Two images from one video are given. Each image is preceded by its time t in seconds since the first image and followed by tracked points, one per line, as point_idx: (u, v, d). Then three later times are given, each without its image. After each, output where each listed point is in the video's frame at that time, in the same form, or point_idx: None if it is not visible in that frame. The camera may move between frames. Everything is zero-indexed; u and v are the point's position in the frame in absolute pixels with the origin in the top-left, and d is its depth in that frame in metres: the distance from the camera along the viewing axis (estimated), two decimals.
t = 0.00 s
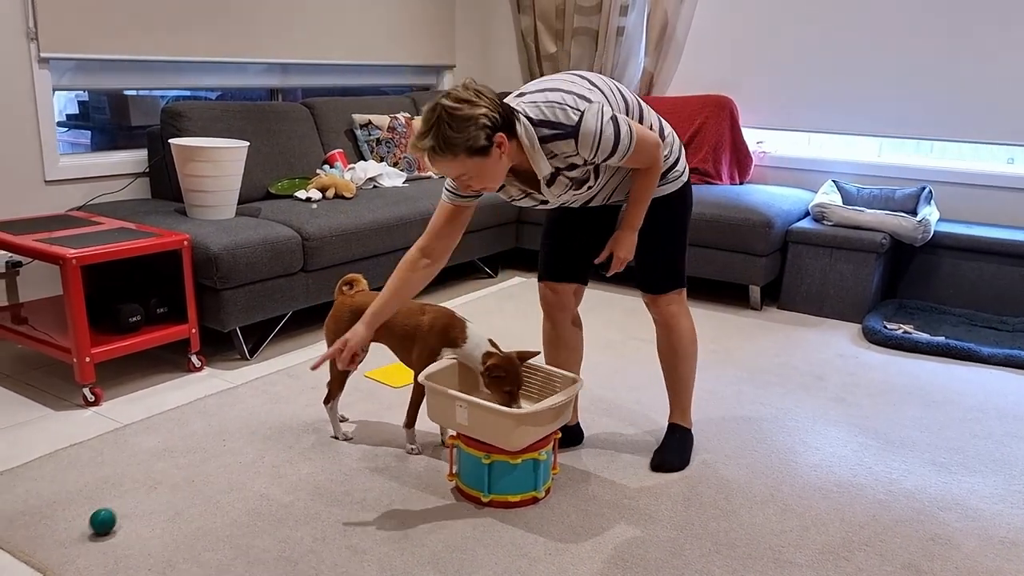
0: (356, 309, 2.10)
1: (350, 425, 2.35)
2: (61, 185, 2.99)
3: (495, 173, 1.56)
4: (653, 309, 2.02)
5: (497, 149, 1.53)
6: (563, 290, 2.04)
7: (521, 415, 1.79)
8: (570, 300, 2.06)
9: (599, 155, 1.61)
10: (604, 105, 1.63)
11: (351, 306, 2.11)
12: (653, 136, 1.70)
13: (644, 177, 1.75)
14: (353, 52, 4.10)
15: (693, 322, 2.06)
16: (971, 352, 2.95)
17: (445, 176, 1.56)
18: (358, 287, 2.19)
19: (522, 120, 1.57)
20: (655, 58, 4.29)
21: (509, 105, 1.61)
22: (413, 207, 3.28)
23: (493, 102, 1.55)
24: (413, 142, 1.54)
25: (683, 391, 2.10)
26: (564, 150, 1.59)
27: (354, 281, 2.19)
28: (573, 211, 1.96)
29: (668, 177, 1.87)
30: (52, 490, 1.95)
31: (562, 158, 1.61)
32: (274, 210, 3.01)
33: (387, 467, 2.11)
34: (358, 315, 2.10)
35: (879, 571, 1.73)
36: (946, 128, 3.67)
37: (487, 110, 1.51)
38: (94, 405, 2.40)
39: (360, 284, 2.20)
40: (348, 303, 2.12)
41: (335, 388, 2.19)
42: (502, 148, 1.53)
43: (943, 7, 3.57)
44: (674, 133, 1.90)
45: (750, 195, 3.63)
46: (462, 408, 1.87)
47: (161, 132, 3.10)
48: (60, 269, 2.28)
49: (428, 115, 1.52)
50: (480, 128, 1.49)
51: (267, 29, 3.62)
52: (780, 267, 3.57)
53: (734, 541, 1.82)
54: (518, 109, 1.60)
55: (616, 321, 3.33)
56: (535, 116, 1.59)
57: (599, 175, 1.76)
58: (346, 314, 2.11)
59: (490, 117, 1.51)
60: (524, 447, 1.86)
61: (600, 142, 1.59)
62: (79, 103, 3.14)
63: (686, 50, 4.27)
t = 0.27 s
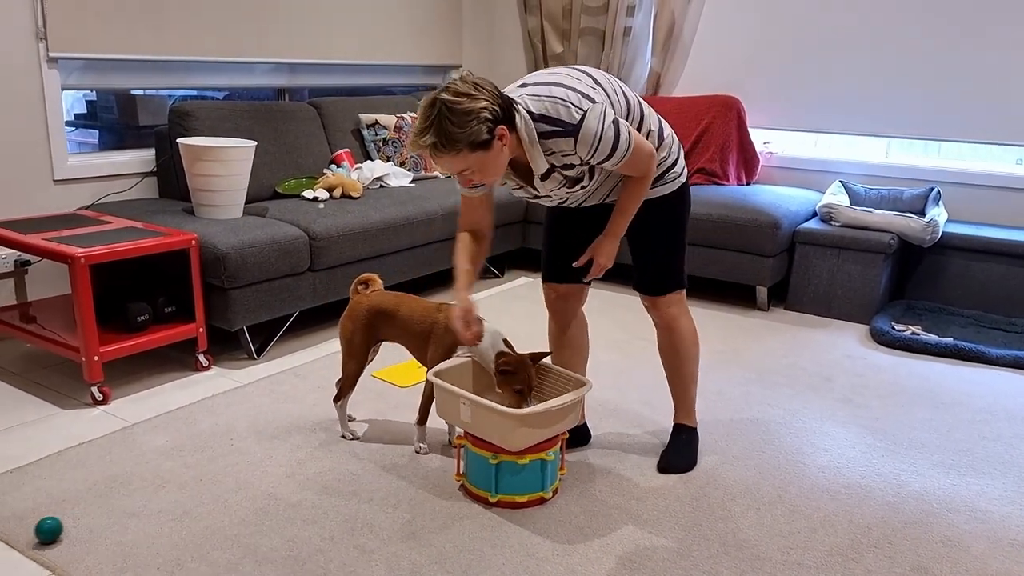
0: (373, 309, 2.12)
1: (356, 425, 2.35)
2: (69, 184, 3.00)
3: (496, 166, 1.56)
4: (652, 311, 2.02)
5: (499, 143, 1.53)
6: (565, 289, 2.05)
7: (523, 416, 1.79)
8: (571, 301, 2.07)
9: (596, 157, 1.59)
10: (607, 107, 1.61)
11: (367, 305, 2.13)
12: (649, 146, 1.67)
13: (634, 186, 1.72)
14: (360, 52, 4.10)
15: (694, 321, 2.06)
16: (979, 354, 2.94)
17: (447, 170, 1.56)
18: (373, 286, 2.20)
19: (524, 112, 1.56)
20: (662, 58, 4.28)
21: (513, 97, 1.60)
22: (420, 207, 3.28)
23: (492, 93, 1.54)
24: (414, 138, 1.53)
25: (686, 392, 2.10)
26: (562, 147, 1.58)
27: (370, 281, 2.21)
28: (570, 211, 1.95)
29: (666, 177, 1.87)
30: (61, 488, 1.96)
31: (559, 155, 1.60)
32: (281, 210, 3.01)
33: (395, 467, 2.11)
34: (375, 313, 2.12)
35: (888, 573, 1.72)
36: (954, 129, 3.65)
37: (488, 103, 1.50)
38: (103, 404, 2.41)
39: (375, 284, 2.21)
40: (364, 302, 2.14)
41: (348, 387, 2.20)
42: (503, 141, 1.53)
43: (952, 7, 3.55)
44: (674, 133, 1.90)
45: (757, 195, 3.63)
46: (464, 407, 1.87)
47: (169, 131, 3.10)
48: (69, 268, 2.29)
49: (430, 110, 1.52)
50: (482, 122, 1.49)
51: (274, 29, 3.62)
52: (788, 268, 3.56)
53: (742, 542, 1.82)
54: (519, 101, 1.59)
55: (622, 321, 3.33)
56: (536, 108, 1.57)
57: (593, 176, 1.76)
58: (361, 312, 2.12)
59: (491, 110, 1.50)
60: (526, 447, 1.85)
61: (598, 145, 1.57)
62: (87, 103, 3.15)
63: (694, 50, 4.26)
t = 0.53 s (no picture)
0: (384, 306, 2.13)
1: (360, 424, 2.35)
2: (76, 183, 3.00)
3: (505, 165, 1.55)
4: (661, 312, 2.02)
5: (506, 143, 1.52)
6: (577, 290, 2.03)
7: (527, 416, 1.79)
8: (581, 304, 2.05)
9: (596, 172, 1.54)
10: (614, 123, 1.56)
11: (379, 303, 2.14)
12: (647, 197, 1.63)
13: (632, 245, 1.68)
14: (366, 51, 4.10)
15: (702, 323, 2.06)
16: (986, 355, 2.92)
17: (455, 168, 1.57)
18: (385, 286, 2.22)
19: (532, 113, 1.53)
20: (668, 57, 4.27)
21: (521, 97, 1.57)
22: (425, 206, 3.28)
23: (503, 92, 1.53)
24: (423, 135, 1.54)
25: (693, 393, 2.10)
26: (563, 154, 1.54)
27: (382, 281, 2.22)
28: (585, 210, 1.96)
29: (676, 178, 1.87)
30: (67, 486, 1.96)
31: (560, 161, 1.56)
32: (287, 209, 3.01)
33: (400, 466, 2.11)
34: (385, 311, 2.13)
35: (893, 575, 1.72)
36: (962, 129, 3.64)
37: (497, 102, 1.50)
38: (108, 402, 2.42)
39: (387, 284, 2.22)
40: (376, 301, 2.15)
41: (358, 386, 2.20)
42: (512, 140, 1.52)
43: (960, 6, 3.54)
44: (685, 132, 1.89)
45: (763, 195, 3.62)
46: (469, 406, 1.87)
47: (175, 130, 3.11)
48: (75, 266, 2.30)
49: (439, 107, 1.52)
50: (490, 120, 1.48)
51: (280, 28, 3.63)
52: (793, 268, 3.56)
53: (747, 543, 1.81)
54: (529, 102, 1.55)
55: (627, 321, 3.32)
56: (544, 112, 1.53)
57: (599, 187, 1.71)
58: (372, 311, 2.13)
59: (500, 109, 1.49)
60: (529, 448, 1.85)
61: (601, 159, 1.52)
62: (94, 102, 3.16)
63: (700, 49, 4.25)
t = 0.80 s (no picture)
0: (390, 306, 2.13)
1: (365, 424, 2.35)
2: (82, 182, 3.01)
3: (512, 179, 1.55)
4: (671, 312, 2.02)
5: (517, 159, 1.51)
6: (587, 291, 2.04)
7: (531, 417, 1.78)
8: (591, 304, 2.06)
9: (602, 188, 1.54)
10: (623, 139, 1.56)
11: (385, 302, 2.14)
12: (642, 225, 1.63)
13: (622, 278, 1.68)
14: (372, 50, 4.10)
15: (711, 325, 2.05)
16: (992, 356, 2.92)
17: (464, 176, 1.56)
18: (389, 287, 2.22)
19: (548, 129, 1.52)
20: (673, 57, 4.27)
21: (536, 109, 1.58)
22: (430, 206, 3.28)
23: (520, 107, 1.53)
24: (436, 140, 1.54)
25: (700, 394, 2.09)
26: (574, 169, 1.54)
27: (387, 281, 2.23)
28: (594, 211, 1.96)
29: (688, 180, 1.86)
30: (73, 484, 1.97)
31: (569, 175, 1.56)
32: (292, 208, 3.01)
33: (405, 466, 2.11)
34: (392, 310, 2.13)
35: None
36: (968, 130, 3.63)
37: (514, 117, 1.49)
38: (114, 401, 2.42)
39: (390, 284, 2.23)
40: (381, 300, 2.15)
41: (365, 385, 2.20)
42: (522, 157, 1.52)
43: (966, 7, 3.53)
44: (698, 134, 1.90)
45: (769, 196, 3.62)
46: (474, 405, 1.87)
47: (181, 130, 3.11)
48: (81, 265, 2.30)
49: (455, 114, 1.52)
50: (503, 134, 1.48)
51: (285, 27, 3.63)
52: (798, 269, 3.55)
53: (752, 544, 1.81)
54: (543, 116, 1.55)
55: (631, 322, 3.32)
56: (555, 125, 1.53)
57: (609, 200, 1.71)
58: (379, 310, 2.13)
59: (515, 124, 1.49)
60: (534, 448, 1.85)
61: (608, 176, 1.52)
62: (100, 101, 3.17)
63: (705, 49, 4.25)
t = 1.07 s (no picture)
0: (391, 304, 2.13)
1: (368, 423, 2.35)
2: (86, 181, 3.02)
3: (516, 179, 1.55)
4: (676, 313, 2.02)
5: (523, 159, 1.52)
6: (592, 291, 2.04)
7: (533, 415, 1.78)
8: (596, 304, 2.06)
9: (611, 188, 1.54)
10: (632, 139, 1.56)
11: (385, 301, 2.14)
12: (647, 226, 1.63)
13: (626, 277, 1.67)
14: (375, 50, 4.10)
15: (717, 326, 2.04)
16: (996, 357, 2.91)
17: (469, 174, 1.57)
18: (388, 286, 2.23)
19: (555, 127, 1.52)
20: (677, 57, 4.26)
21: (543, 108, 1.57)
22: (434, 206, 3.28)
23: (530, 107, 1.53)
24: (444, 135, 1.54)
25: (705, 395, 2.09)
26: (581, 169, 1.53)
27: (386, 279, 2.23)
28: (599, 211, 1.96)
29: (695, 180, 1.86)
30: (76, 483, 1.97)
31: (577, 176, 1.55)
32: (296, 208, 3.01)
33: (408, 466, 2.11)
34: (392, 309, 2.13)
35: None
36: (973, 130, 3.61)
37: (522, 117, 1.50)
38: (118, 400, 2.43)
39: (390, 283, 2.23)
40: (382, 299, 2.15)
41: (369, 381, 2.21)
42: (528, 157, 1.52)
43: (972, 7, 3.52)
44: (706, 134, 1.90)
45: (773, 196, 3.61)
46: (476, 405, 1.87)
47: (185, 129, 3.11)
48: (86, 264, 2.31)
49: (465, 109, 1.53)
50: (512, 133, 1.48)
51: (289, 27, 3.63)
52: (802, 269, 3.54)
53: (755, 544, 1.81)
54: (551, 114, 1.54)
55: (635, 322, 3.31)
56: (563, 125, 1.52)
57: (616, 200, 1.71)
58: (380, 309, 2.13)
59: (523, 124, 1.49)
60: (536, 447, 1.85)
61: (616, 175, 1.52)
62: (104, 100, 3.17)
63: (710, 49, 4.24)
